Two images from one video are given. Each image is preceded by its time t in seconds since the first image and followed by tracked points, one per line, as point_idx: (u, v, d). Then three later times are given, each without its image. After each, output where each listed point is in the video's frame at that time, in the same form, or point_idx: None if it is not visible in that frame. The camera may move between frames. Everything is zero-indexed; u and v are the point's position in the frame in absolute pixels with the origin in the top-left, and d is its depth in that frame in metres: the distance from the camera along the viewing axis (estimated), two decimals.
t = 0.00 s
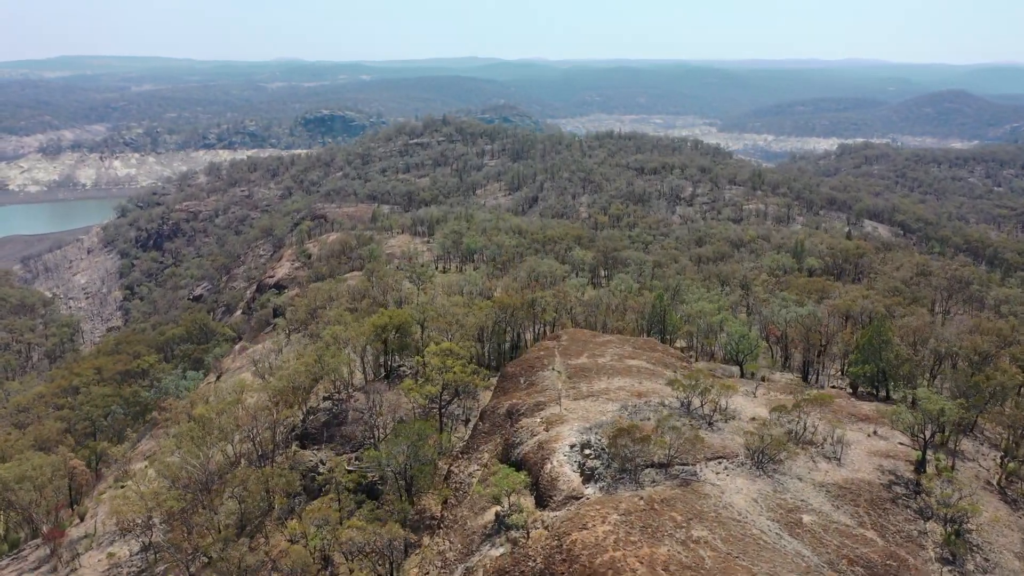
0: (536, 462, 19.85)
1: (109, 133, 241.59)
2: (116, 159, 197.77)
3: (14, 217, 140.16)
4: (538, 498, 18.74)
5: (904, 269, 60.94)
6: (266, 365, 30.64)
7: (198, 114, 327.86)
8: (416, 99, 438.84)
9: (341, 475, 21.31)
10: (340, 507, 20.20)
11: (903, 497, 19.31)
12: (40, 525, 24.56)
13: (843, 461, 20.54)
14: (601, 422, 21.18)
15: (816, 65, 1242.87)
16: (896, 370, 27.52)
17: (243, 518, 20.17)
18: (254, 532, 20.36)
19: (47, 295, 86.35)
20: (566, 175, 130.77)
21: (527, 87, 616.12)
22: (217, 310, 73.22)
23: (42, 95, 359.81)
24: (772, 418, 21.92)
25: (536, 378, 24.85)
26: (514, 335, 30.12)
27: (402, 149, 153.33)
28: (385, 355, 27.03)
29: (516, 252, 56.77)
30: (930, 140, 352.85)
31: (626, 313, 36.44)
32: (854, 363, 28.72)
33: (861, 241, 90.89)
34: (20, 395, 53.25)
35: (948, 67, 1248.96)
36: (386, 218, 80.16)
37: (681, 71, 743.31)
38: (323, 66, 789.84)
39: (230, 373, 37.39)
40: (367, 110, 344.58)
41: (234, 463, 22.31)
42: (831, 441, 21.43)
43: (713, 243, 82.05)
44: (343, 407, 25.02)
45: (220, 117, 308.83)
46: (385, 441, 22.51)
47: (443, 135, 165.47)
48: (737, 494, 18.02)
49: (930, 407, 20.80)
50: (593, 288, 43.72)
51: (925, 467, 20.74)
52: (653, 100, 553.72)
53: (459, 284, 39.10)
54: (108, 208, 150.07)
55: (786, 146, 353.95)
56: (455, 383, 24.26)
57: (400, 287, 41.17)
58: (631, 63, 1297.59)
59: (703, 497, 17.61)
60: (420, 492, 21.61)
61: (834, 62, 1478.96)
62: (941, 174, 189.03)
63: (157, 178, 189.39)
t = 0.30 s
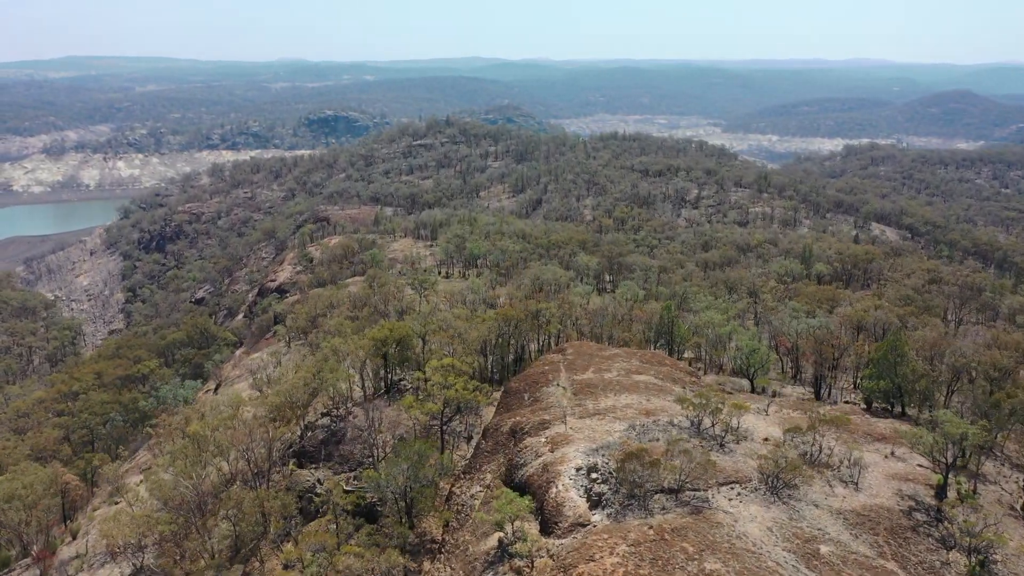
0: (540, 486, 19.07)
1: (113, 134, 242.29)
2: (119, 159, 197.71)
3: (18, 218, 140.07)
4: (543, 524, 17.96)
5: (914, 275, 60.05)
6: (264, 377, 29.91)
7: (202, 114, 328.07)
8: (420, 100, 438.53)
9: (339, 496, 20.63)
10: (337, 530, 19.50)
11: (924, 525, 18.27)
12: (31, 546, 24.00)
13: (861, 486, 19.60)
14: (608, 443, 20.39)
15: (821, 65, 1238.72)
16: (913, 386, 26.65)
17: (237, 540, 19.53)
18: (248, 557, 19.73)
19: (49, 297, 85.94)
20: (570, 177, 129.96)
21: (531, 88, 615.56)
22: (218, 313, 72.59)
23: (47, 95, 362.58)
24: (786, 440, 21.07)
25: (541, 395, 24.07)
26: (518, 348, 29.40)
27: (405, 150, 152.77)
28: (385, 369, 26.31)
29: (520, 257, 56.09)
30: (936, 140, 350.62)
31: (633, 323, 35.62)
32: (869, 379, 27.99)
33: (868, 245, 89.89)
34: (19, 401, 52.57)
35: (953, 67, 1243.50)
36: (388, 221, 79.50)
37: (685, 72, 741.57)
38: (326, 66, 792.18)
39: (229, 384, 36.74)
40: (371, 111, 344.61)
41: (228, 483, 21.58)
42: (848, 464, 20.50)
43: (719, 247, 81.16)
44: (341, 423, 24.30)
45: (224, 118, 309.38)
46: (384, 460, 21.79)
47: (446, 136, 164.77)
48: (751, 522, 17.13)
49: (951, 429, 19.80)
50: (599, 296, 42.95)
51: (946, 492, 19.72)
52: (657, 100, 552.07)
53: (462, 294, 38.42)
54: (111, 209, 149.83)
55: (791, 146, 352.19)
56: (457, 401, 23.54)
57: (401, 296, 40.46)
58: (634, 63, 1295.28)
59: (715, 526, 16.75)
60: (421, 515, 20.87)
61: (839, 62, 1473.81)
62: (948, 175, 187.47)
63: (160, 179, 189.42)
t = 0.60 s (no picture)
0: (543, 511, 18.27)
1: (115, 134, 242.27)
2: (120, 160, 197.32)
3: (19, 219, 139.90)
4: (545, 552, 17.16)
5: (921, 282, 59.27)
6: (261, 389, 29.17)
7: (203, 115, 327.98)
8: (421, 100, 438.17)
9: (333, 520, 19.82)
10: (330, 557, 18.69)
11: (944, 554, 17.36)
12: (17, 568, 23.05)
13: (877, 512, 18.73)
14: (613, 466, 19.61)
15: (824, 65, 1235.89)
16: (927, 403, 25.87)
17: (229, 566, 18.73)
18: None
19: (48, 300, 85.35)
20: (572, 179, 129.22)
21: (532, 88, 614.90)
22: (218, 317, 71.77)
23: (48, 95, 364.45)
24: (798, 463, 20.25)
25: (543, 413, 23.26)
26: (520, 361, 28.63)
27: (407, 152, 152.09)
28: (384, 384, 25.56)
29: (523, 263, 55.37)
30: (939, 141, 349.13)
31: (638, 334, 34.82)
32: (882, 394, 27.12)
33: (873, 250, 89.00)
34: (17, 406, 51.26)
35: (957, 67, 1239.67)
36: (389, 225, 78.80)
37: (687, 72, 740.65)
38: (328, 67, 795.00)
39: (226, 394, 35.92)
40: (372, 111, 344.39)
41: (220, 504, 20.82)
42: (863, 488, 19.65)
43: (722, 252, 80.40)
44: (337, 441, 23.47)
45: (226, 119, 309.43)
46: (382, 482, 21.03)
47: (448, 138, 164.12)
48: (764, 553, 16.31)
49: (973, 453, 18.90)
50: (603, 305, 42.16)
51: (967, 519, 18.83)
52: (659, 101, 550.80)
53: (464, 303, 37.70)
54: (112, 210, 149.27)
55: (793, 147, 350.75)
56: (457, 419, 22.70)
57: (402, 304, 39.74)
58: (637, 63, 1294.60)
59: (727, 558, 15.94)
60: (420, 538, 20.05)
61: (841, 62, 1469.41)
62: (952, 176, 186.29)
63: (162, 180, 189.15)
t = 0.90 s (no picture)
0: (546, 538, 17.41)
1: (116, 135, 241.89)
2: (121, 161, 196.86)
3: (20, 220, 139.40)
4: None
5: (930, 289, 58.49)
6: (257, 401, 28.34)
7: (205, 115, 327.68)
8: (423, 100, 437.90)
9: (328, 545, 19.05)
10: None
11: None
12: None
13: (896, 539, 17.82)
14: (620, 490, 18.77)
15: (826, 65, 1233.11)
16: (944, 421, 25.04)
17: None
18: None
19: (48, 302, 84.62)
20: (575, 181, 128.34)
21: (534, 88, 614.03)
22: (218, 321, 70.78)
23: (50, 96, 365.29)
24: (811, 488, 19.41)
25: (547, 432, 22.49)
26: (522, 376, 27.91)
27: (408, 153, 151.35)
28: (382, 400, 24.86)
29: (526, 270, 54.61)
30: (942, 141, 347.63)
31: (643, 346, 34.06)
32: (896, 411, 26.43)
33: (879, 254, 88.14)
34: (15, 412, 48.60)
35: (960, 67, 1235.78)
36: (390, 228, 77.99)
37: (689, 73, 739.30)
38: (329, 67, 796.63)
39: (223, 404, 35.03)
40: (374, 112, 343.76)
41: (212, 528, 19.96)
42: (880, 514, 18.78)
43: (727, 258, 79.55)
44: (334, 460, 22.71)
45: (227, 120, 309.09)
46: (380, 504, 20.25)
47: (449, 139, 163.28)
48: None
49: (997, 478, 18.06)
50: (608, 316, 41.29)
51: (990, 547, 17.94)
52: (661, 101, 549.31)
53: (464, 313, 36.94)
54: (113, 211, 148.54)
55: (796, 148, 349.21)
56: (458, 439, 21.98)
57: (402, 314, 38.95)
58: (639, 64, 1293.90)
59: None
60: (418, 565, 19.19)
61: (845, 62, 1464.88)
62: (957, 178, 185.01)
63: (163, 180, 188.64)
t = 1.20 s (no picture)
0: (551, 568, 16.56)
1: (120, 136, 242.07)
2: (125, 161, 196.99)
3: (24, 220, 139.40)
4: None
5: (940, 297, 57.62)
6: (255, 414, 27.64)
7: (209, 116, 328.12)
8: (427, 100, 437.64)
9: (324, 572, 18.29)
10: None
11: None
12: None
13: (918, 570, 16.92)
14: (629, 517, 17.94)
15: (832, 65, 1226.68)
16: (964, 440, 24.25)
17: None
18: None
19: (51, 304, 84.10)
20: (579, 183, 127.45)
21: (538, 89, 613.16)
22: (219, 324, 69.71)
23: (55, 96, 366.86)
24: (828, 516, 18.54)
25: (552, 452, 21.73)
26: (526, 390, 27.17)
27: (412, 154, 150.75)
28: (383, 416, 24.23)
29: (530, 277, 53.98)
30: (948, 141, 345.52)
31: (650, 359, 33.33)
32: (914, 429, 25.63)
33: (888, 259, 87.14)
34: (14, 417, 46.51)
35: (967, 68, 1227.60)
36: (393, 231, 77.20)
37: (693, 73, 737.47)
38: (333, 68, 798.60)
39: (221, 414, 34.18)
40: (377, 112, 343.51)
41: (203, 551, 19.08)
42: (901, 543, 17.89)
43: (733, 263, 78.75)
44: (332, 480, 21.98)
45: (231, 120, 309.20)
46: (380, 527, 19.51)
47: (453, 140, 162.51)
48: None
49: None
50: (614, 327, 40.59)
51: None
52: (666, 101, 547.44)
53: (468, 323, 36.31)
54: (116, 212, 148.32)
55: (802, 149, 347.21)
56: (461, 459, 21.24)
57: (405, 323, 38.27)
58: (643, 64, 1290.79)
59: None
60: None
61: (850, 62, 1458.24)
62: (964, 180, 183.38)
63: (167, 181, 188.53)
